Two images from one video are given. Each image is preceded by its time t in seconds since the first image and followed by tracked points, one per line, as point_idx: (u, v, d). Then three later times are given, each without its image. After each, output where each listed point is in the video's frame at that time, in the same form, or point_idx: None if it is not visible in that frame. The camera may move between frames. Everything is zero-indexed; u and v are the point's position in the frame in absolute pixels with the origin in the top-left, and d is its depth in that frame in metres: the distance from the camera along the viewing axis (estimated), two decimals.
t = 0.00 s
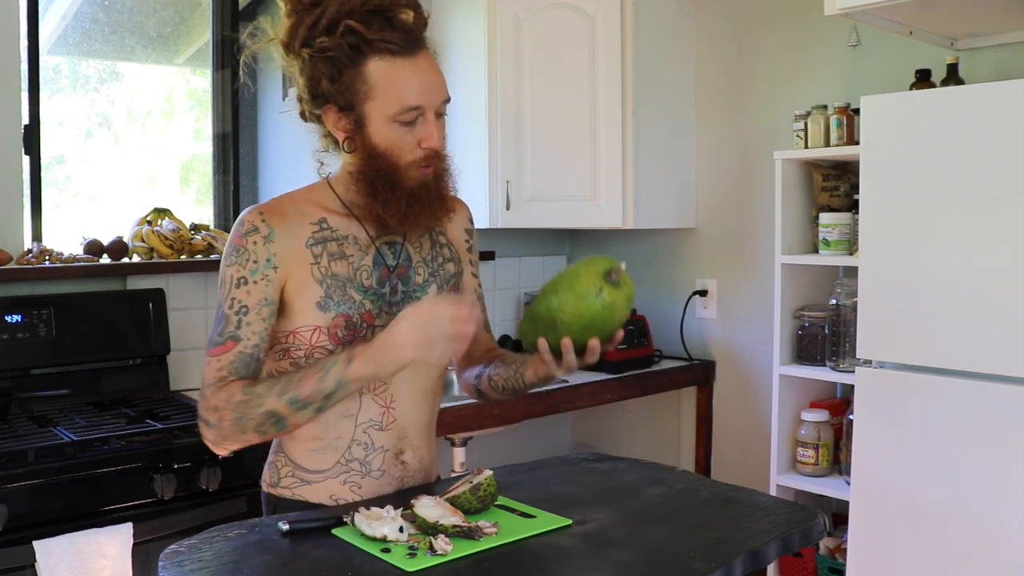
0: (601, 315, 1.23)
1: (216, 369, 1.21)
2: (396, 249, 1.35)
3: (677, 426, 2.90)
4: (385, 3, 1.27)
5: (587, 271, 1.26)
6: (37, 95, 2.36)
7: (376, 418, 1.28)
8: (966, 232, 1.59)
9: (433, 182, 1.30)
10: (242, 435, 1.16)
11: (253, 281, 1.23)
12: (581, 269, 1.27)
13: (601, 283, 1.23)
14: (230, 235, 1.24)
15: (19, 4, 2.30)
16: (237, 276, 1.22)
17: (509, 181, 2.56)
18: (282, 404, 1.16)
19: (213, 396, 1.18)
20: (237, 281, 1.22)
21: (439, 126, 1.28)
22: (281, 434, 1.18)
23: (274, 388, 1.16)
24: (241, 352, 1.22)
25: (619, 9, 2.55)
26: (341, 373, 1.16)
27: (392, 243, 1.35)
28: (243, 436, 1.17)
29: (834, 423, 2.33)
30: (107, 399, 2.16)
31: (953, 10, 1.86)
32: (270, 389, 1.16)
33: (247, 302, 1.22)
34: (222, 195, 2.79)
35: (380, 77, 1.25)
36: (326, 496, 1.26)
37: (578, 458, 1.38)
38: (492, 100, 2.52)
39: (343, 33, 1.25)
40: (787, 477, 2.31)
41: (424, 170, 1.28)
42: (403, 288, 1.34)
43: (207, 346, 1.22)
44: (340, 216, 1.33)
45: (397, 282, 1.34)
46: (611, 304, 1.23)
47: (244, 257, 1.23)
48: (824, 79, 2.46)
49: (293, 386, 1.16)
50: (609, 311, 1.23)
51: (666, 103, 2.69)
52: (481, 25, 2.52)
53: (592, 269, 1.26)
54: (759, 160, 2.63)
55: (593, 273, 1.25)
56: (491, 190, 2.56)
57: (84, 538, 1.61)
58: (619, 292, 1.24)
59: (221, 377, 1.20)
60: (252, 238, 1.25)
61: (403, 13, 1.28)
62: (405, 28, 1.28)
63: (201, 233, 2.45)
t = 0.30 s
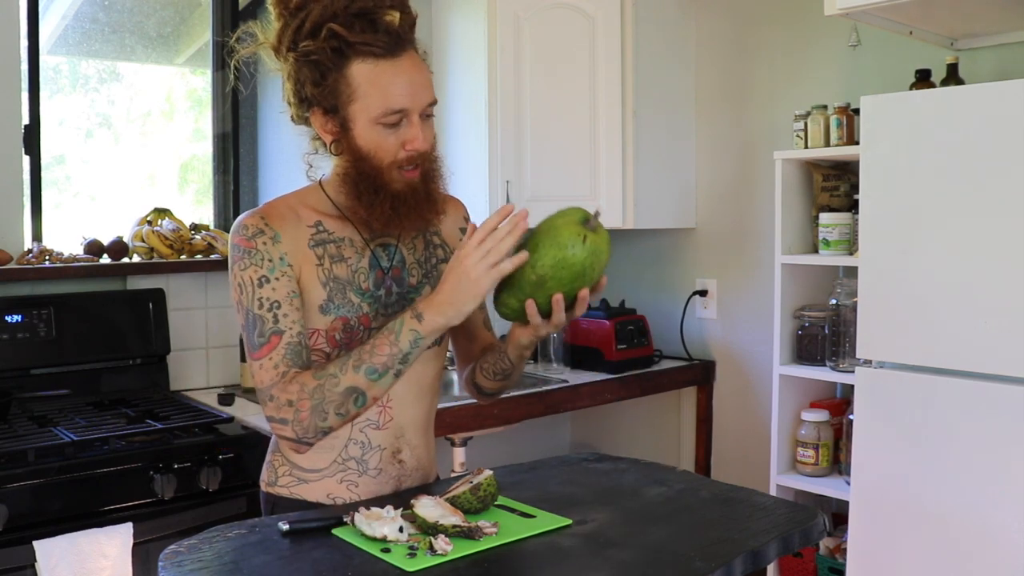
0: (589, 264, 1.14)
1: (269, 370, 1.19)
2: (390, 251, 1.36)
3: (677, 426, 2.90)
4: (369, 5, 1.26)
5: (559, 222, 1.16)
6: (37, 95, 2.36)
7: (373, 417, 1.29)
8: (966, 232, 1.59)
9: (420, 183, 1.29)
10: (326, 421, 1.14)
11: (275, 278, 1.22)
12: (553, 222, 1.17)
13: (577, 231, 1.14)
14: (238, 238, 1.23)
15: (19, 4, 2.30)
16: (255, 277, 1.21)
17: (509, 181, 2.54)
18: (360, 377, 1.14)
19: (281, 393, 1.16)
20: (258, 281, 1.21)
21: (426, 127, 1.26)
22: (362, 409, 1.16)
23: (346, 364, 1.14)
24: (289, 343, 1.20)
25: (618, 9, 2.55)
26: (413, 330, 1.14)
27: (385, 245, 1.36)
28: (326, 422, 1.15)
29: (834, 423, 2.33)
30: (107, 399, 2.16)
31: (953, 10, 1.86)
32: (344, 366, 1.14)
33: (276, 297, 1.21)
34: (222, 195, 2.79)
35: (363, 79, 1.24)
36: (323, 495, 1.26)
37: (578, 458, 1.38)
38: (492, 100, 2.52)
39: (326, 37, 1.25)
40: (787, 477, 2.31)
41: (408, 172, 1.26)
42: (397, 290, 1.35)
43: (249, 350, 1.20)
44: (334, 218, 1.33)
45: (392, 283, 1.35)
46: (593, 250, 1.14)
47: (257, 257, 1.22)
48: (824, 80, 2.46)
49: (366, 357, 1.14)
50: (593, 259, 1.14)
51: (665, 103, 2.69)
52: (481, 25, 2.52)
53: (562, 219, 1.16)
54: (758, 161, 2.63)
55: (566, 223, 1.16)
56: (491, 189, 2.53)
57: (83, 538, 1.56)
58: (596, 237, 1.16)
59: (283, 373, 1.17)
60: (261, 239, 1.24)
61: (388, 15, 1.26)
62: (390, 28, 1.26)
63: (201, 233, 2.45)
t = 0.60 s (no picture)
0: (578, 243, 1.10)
1: (276, 375, 1.18)
2: (389, 251, 1.36)
3: (676, 426, 2.90)
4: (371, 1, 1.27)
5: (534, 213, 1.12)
6: (37, 95, 2.35)
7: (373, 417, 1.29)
8: (966, 232, 1.59)
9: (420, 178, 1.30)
10: (337, 429, 1.15)
11: (278, 280, 1.22)
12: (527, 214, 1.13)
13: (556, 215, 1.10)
14: (240, 240, 1.23)
15: (19, 3, 2.30)
16: (260, 280, 1.21)
17: (508, 180, 2.55)
18: (373, 391, 1.13)
19: (293, 400, 1.16)
20: (263, 284, 1.21)
21: (428, 122, 1.27)
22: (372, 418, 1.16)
23: (358, 378, 1.13)
24: (296, 348, 1.19)
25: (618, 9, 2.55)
26: (429, 349, 1.12)
27: (384, 245, 1.36)
28: (337, 430, 1.15)
29: (834, 423, 2.33)
30: (107, 400, 2.16)
31: (953, 10, 1.86)
32: (355, 378, 1.13)
33: (281, 299, 1.21)
34: (222, 196, 2.79)
35: (366, 72, 1.24)
36: (323, 494, 1.26)
37: (578, 458, 1.38)
38: (492, 100, 2.52)
39: (331, 31, 1.25)
40: (787, 477, 2.31)
41: (408, 165, 1.27)
42: (396, 290, 1.35)
43: (256, 355, 1.19)
44: (334, 218, 1.33)
45: (391, 283, 1.34)
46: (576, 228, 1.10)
47: (261, 260, 1.22)
48: (823, 80, 2.46)
49: (379, 372, 1.13)
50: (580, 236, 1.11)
51: (665, 102, 2.69)
52: (481, 25, 2.52)
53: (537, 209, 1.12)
54: (758, 161, 2.63)
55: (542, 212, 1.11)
56: (491, 190, 2.55)
57: (83, 538, 1.60)
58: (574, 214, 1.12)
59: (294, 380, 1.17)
60: (262, 240, 1.24)
61: (390, 13, 1.28)
62: (392, 24, 1.28)
63: (201, 233, 2.45)
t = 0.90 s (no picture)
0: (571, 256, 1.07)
1: (278, 378, 1.19)
2: (389, 250, 1.36)
3: (677, 426, 2.90)
4: None
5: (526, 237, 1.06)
6: (37, 95, 2.35)
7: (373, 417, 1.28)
8: (967, 232, 1.59)
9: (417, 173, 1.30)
10: (336, 436, 1.17)
11: (280, 283, 1.22)
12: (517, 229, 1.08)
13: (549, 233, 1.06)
14: (242, 242, 1.23)
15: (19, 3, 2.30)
16: (262, 283, 1.21)
17: (508, 180, 2.55)
18: (372, 405, 1.14)
19: (294, 406, 1.17)
20: (265, 287, 1.22)
21: (424, 117, 1.26)
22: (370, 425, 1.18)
23: (357, 392, 1.14)
24: (297, 352, 1.20)
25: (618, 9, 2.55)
26: (431, 367, 1.12)
27: (384, 245, 1.36)
28: (336, 437, 1.17)
29: (834, 423, 2.33)
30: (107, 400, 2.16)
31: (953, 10, 1.86)
32: (352, 393, 1.14)
33: (283, 302, 1.21)
34: (222, 196, 2.79)
35: (363, 66, 1.24)
36: (322, 494, 1.26)
37: (578, 458, 1.38)
38: (492, 100, 2.51)
39: (328, 26, 1.25)
40: (787, 477, 2.31)
41: (406, 160, 1.26)
42: (396, 289, 1.35)
43: (258, 359, 1.19)
44: (336, 218, 1.33)
45: (391, 282, 1.34)
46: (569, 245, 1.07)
47: (263, 262, 1.22)
48: (824, 80, 2.46)
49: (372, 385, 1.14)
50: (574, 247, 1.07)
51: (665, 102, 2.69)
52: (481, 25, 2.52)
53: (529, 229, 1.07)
54: (758, 161, 2.63)
55: (537, 237, 1.06)
56: (491, 190, 2.54)
57: (83, 538, 1.56)
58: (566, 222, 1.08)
59: (294, 386, 1.17)
60: (264, 243, 1.24)
61: (389, 11, 1.27)
62: (390, 21, 1.27)
63: (201, 233, 2.44)
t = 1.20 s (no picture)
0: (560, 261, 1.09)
1: (271, 378, 1.19)
2: (389, 250, 1.35)
3: (677, 426, 2.90)
4: None
5: (524, 256, 1.06)
6: (37, 95, 2.36)
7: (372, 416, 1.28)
8: (966, 232, 1.59)
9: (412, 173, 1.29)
10: (324, 439, 1.18)
11: (276, 284, 1.23)
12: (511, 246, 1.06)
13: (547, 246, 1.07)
14: (239, 242, 1.23)
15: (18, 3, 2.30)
16: (257, 284, 1.22)
17: (508, 180, 2.55)
18: (360, 412, 1.15)
19: (283, 408, 1.17)
20: (260, 287, 1.22)
21: (419, 117, 1.25)
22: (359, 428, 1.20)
23: (346, 401, 1.14)
24: (288, 354, 1.20)
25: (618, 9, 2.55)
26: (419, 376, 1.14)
27: (384, 245, 1.35)
28: (325, 439, 1.18)
29: (834, 423, 2.33)
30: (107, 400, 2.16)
31: (953, 10, 1.86)
32: (340, 401, 1.14)
33: (278, 303, 1.21)
34: (222, 195, 2.79)
35: (359, 65, 1.24)
36: (322, 493, 1.26)
37: (578, 458, 1.38)
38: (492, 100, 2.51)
39: (327, 25, 1.26)
40: (787, 477, 2.31)
41: (400, 159, 1.25)
42: (396, 289, 1.34)
43: (251, 359, 1.20)
44: (335, 218, 1.33)
45: (391, 283, 1.34)
46: (559, 253, 1.08)
47: (259, 263, 1.23)
48: (823, 80, 2.46)
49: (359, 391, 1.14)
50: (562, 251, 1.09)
51: (665, 102, 2.69)
52: (481, 25, 2.51)
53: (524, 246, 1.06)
54: (758, 161, 2.63)
55: (534, 254, 1.06)
56: (491, 190, 2.55)
57: (83, 538, 1.56)
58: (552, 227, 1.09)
59: (284, 388, 1.17)
60: (262, 243, 1.24)
61: (389, 12, 1.27)
62: (389, 20, 1.27)
63: (201, 233, 2.44)
